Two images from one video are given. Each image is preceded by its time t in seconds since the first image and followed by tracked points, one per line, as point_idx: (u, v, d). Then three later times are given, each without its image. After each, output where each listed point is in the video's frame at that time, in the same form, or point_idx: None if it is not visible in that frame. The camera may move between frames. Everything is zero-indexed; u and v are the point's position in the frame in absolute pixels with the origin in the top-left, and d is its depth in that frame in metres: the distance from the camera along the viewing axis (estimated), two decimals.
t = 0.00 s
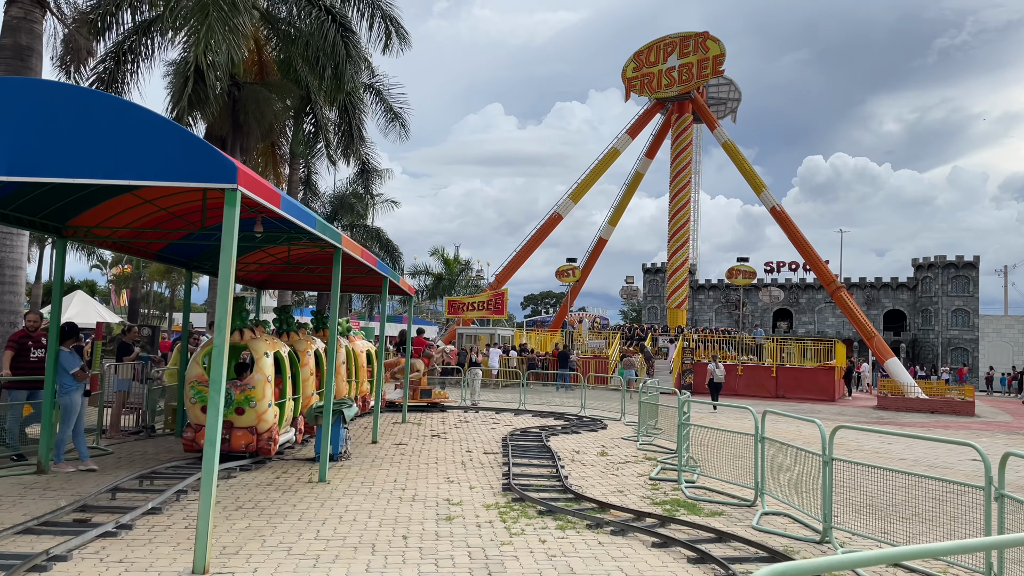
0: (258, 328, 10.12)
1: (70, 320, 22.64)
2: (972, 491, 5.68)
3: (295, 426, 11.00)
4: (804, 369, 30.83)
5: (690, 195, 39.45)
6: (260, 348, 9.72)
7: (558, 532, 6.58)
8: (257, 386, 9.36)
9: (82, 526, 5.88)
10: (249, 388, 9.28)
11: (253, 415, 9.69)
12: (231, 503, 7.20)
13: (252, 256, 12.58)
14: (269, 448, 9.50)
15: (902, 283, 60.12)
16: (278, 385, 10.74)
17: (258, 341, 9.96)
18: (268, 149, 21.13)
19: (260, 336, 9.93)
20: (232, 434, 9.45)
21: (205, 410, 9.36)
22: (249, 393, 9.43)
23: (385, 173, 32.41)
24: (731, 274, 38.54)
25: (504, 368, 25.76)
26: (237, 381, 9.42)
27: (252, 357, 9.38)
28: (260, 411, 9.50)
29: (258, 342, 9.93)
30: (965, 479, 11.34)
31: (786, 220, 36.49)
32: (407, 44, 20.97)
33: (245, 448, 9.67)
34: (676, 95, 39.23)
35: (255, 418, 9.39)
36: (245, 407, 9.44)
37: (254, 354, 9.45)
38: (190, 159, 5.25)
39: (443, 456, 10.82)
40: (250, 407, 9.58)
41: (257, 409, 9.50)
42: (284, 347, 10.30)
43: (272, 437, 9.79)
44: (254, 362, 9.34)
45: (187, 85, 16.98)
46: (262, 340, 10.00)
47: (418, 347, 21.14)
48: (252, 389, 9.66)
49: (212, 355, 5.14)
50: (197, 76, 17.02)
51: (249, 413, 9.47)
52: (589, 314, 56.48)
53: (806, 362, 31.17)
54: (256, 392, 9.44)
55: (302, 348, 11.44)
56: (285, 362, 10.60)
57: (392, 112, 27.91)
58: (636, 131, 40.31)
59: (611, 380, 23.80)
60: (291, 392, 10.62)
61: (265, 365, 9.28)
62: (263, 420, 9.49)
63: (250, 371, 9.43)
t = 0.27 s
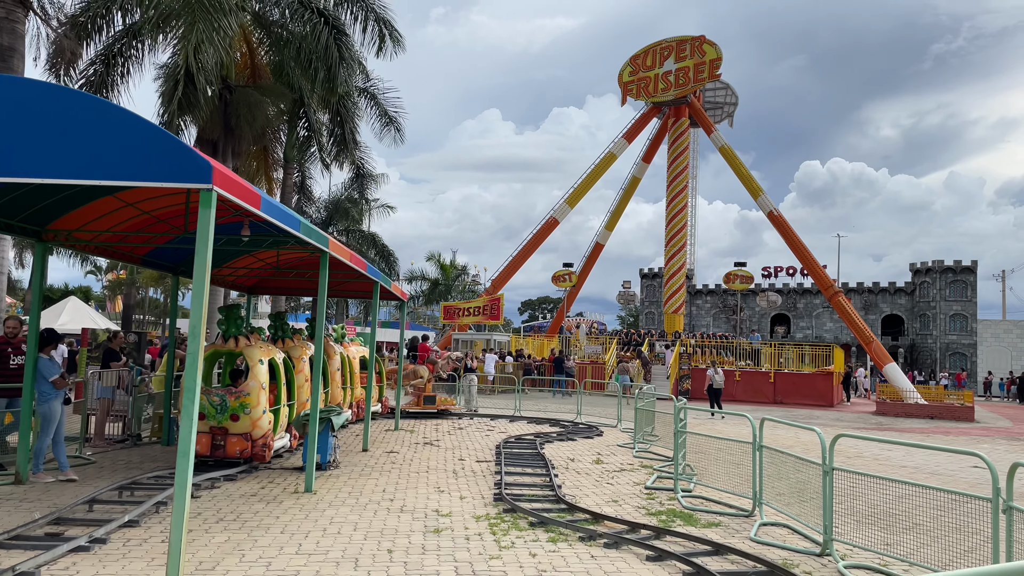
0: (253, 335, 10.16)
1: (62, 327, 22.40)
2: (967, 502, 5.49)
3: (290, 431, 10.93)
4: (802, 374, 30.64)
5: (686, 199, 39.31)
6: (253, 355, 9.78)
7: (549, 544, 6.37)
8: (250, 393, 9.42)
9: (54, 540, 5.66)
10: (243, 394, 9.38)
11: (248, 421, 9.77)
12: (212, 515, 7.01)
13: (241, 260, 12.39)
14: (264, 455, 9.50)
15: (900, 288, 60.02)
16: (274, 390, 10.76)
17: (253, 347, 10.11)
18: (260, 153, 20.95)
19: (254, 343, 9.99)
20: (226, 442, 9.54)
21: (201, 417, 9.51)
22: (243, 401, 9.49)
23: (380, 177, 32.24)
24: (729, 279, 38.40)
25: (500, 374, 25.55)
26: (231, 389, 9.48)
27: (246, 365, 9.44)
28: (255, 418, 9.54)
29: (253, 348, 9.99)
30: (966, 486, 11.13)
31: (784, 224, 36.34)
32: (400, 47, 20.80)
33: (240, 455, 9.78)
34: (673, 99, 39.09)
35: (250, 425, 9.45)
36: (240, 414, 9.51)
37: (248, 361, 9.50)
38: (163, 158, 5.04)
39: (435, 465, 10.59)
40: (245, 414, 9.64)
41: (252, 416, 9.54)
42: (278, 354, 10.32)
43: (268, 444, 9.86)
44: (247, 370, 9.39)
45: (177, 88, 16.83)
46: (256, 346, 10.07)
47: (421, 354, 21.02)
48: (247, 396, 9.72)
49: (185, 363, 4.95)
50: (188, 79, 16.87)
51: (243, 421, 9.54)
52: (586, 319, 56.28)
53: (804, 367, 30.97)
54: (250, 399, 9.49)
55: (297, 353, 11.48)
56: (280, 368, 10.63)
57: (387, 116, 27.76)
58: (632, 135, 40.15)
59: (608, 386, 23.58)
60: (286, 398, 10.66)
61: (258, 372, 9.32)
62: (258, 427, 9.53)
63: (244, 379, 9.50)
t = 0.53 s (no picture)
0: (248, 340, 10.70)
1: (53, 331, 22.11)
2: (971, 507, 5.35)
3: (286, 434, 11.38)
4: (797, 378, 30.51)
5: (682, 203, 39.22)
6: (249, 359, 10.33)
7: (542, 553, 6.16)
8: (246, 396, 9.98)
9: (26, 550, 5.43)
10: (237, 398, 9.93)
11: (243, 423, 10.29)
12: (194, 524, 6.81)
13: (230, 262, 12.18)
14: (259, 456, 10.10)
15: (895, 292, 60.05)
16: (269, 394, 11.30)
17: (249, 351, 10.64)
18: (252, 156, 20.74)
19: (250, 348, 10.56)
20: (223, 442, 10.09)
21: (198, 419, 10.02)
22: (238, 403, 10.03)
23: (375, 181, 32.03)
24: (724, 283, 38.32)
25: (494, 378, 25.32)
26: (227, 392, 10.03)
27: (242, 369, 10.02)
28: (250, 420, 10.10)
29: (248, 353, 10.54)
30: (967, 491, 10.94)
31: (779, 228, 36.27)
32: (394, 49, 20.62)
33: (235, 456, 10.26)
34: (668, 103, 39.01)
35: (245, 428, 10.05)
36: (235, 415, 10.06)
37: (243, 365, 10.08)
38: (138, 151, 4.86)
39: (426, 470, 10.37)
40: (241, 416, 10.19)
41: (247, 418, 10.10)
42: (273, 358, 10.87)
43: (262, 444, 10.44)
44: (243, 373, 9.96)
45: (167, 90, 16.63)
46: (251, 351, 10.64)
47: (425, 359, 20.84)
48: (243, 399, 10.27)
49: (160, 365, 4.77)
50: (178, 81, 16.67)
51: (238, 422, 10.09)
52: (582, 323, 56.08)
53: (799, 371, 30.83)
54: (245, 401, 10.03)
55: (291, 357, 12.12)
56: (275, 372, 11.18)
57: (382, 119, 27.52)
58: (627, 139, 40.02)
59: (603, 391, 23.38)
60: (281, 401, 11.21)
61: (253, 375, 9.89)
62: (252, 428, 10.08)
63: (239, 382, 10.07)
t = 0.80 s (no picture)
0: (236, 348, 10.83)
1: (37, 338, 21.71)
2: (971, 518, 5.16)
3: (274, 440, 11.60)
4: (791, 384, 30.33)
5: (674, 207, 39.11)
6: (238, 367, 10.46)
7: (529, 570, 5.90)
8: (236, 403, 10.12)
9: None
10: (227, 405, 10.14)
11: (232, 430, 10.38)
12: (167, 540, 6.52)
13: (213, 268, 11.91)
14: (248, 462, 10.23)
15: (887, 296, 60.09)
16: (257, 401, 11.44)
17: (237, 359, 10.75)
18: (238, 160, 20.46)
19: (239, 356, 10.69)
20: (213, 449, 10.20)
21: (187, 426, 10.12)
22: (227, 410, 10.16)
23: (365, 186, 31.80)
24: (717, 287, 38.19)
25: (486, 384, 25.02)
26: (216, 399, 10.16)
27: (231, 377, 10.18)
28: (239, 428, 10.23)
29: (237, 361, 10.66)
30: (965, 499, 10.72)
31: (772, 232, 36.17)
32: (382, 51, 20.38)
33: (224, 463, 10.32)
34: (660, 107, 38.91)
35: (234, 434, 10.24)
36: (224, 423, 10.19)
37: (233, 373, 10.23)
38: (100, 148, 4.62)
39: (413, 480, 10.08)
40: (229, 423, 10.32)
41: (236, 425, 10.23)
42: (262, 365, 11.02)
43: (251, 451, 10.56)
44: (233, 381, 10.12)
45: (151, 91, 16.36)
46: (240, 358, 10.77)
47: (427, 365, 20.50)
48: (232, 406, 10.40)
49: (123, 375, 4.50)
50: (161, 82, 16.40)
51: (228, 429, 10.21)
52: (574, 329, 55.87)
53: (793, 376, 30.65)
54: (234, 408, 10.17)
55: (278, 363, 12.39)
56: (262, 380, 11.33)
57: (371, 123, 27.29)
58: (619, 143, 39.88)
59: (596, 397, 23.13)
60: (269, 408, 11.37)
61: (243, 382, 10.06)
62: (242, 436, 10.21)
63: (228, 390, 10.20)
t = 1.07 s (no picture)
0: (222, 349, 10.61)
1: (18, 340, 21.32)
2: (959, 521, 5.00)
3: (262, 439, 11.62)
4: (781, 385, 30.25)
5: (664, 208, 39.01)
6: (223, 368, 10.24)
7: None
8: (220, 404, 9.93)
9: None
10: (212, 405, 9.96)
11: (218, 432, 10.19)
12: (133, 547, 6.27)
13: (194, 267, 11.66)
14: (234, 464, 10.08)
15: (877, 297, 60.23)
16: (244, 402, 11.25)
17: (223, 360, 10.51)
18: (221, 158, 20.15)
19: (224, 357, 10.46)
20: (198, 450, 10.04)
21: (171, 427, 9.97)
22: (212, 411, 10.00)
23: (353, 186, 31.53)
24: (707, 288, 38.11)
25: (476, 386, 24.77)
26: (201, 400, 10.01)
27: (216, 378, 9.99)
28: (225, 429, 10.06)
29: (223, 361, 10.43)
30: (957, 501, 10.57)
31: (762, 233, 36.12)
32: (369, 48, 20.12)
33: (210, 464, 10.16)
34: (650, 107, 38.81)
35: (220, 435, 10.08)
36: (210, 424, 10.03)
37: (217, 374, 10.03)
38: (55, 138, 4.39)
39: (395, 484, 9.86)
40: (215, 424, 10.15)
41: (222, 426, 10.06)
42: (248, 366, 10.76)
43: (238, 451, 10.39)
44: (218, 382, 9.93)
45: (131, 87, 16.09)
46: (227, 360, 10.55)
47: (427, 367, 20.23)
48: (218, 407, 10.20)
49: (77, 377, 4.27)
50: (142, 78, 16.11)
51: (213, 430, 10.05)
52: (565, 330, 55.73)
53: (783, 377, 30.58)
54: (219, 409, 10.00)
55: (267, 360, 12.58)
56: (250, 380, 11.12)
57: (358, 122, 27.02)
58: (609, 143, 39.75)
59: (586, 398, 22.90)
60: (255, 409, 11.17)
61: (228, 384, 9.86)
62: (227, 436, 10.06)
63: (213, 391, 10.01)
